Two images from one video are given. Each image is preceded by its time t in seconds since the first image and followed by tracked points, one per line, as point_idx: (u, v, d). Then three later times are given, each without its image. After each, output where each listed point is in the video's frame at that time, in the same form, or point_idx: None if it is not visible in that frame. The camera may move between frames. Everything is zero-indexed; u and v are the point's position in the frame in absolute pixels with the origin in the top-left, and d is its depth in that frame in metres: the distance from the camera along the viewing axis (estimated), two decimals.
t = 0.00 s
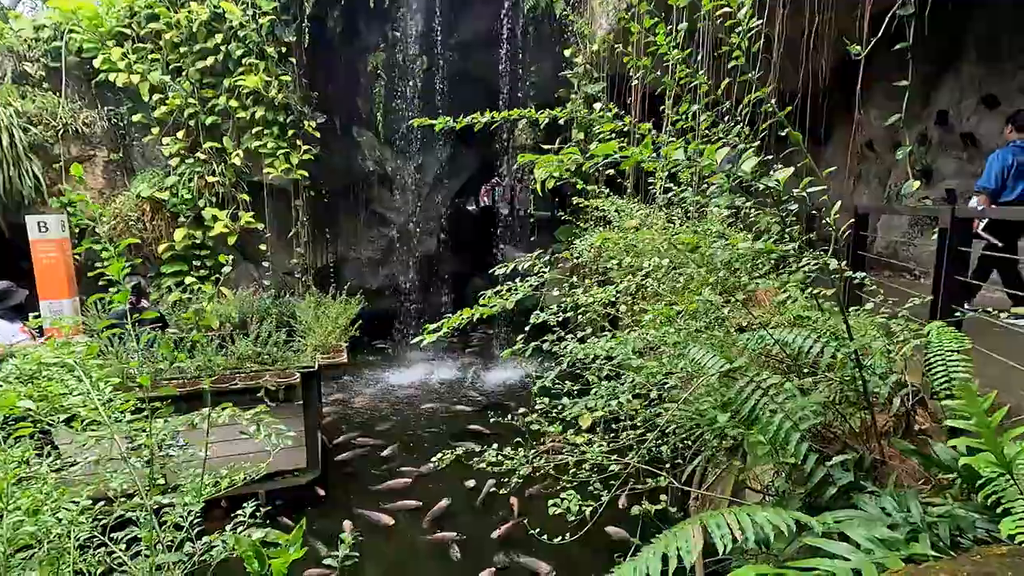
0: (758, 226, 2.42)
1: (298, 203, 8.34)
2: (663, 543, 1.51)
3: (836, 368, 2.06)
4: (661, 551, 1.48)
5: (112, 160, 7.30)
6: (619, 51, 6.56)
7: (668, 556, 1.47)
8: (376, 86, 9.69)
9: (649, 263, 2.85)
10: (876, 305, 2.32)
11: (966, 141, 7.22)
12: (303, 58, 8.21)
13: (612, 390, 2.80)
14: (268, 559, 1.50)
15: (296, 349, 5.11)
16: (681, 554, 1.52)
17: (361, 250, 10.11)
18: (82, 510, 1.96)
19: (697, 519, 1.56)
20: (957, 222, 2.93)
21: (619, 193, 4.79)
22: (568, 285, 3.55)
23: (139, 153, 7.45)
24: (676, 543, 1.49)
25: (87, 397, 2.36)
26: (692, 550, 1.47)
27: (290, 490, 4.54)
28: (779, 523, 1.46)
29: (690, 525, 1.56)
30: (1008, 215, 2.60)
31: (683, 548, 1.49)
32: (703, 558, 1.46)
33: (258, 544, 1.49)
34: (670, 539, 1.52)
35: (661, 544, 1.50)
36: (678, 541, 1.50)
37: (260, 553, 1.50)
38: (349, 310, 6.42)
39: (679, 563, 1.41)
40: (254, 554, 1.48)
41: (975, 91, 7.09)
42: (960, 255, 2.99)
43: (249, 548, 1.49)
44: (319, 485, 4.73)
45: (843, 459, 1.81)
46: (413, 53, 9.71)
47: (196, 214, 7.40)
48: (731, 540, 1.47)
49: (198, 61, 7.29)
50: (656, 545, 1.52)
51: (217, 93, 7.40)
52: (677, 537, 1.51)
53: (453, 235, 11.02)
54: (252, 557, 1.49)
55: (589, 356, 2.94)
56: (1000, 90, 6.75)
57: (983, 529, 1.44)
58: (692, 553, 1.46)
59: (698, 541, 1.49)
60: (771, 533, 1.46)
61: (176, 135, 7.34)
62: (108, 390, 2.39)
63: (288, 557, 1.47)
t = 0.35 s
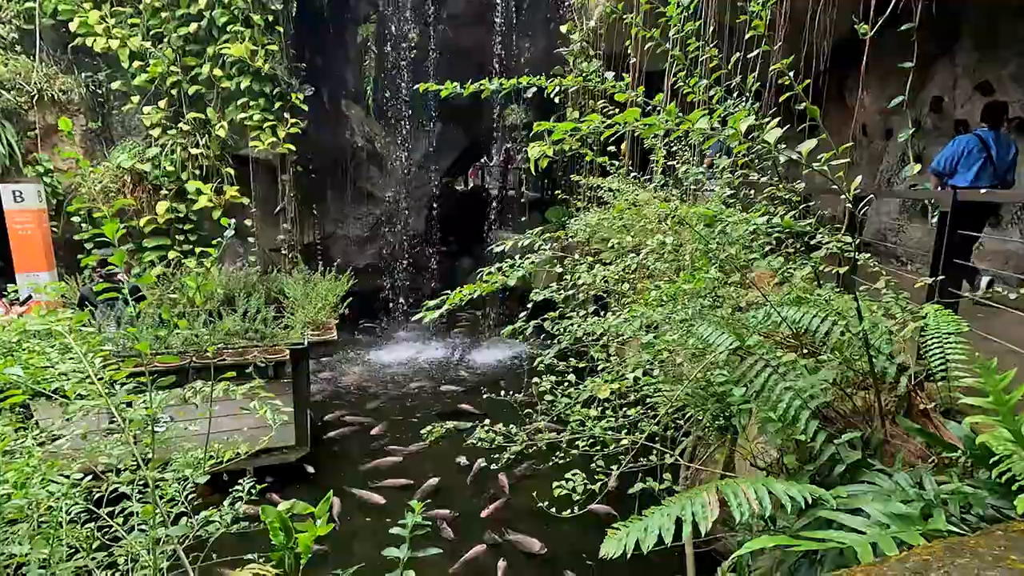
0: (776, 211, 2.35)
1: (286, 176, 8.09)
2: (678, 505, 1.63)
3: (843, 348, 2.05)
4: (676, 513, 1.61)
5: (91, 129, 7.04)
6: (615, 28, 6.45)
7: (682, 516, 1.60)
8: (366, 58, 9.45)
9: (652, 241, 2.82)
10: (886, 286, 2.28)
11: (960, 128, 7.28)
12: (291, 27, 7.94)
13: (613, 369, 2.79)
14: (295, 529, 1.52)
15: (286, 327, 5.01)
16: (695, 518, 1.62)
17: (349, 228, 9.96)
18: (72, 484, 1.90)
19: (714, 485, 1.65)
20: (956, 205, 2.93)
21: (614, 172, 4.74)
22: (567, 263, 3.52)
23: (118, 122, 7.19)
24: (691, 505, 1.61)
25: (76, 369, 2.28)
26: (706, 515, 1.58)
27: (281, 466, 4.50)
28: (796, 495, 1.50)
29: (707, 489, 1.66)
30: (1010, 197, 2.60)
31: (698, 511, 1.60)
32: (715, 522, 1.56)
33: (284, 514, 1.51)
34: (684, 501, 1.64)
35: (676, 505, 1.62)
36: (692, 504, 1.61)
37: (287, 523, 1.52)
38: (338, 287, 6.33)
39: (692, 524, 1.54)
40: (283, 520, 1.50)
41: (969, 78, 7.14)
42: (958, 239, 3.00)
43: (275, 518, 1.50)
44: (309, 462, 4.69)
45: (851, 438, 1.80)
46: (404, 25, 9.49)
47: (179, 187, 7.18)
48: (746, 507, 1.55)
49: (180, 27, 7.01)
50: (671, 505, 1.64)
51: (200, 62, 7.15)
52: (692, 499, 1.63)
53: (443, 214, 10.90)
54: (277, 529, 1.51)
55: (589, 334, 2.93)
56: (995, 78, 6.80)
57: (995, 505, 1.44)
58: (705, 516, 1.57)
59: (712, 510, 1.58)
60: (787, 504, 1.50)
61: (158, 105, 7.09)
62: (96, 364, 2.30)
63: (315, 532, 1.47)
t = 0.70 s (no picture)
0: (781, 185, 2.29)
1: (274, 147, 7.96)
2: (681, 475, 1.59)
3: (847, 329, 2.01)
4: (678, 482, 1.57)
5: (71, 94, 6.79)
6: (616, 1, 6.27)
7: (683, 485, 1.55)
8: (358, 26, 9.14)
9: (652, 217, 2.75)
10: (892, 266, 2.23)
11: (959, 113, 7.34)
12: None
13: (610, 346, 2.74)
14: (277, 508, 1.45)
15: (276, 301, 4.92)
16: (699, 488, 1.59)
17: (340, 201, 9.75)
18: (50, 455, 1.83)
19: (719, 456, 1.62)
20: (962, 186, 2.89)
21: (613, 148, 4.64)
22: (564, 239, 3.44)
23: (101, 87, 6.95)
24: (694, 475, 1.57)
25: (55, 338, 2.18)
26: (709, 485, 1.55)
27: (270, 440, 4.45)
28: (801, 472, 1.50)
29: (712, 460, 1.63)
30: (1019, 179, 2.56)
31: (701, 482, 1.57)
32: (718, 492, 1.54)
33: (264, 492, 1.43)
34: (688, 471, 1.60)
35: (680, 475, 1.59)
36: (696, 475, 1.57)
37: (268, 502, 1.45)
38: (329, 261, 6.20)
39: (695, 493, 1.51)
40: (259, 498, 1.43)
41: (971, 60, 7.09)
42: (961, 221, 2.97)
43: (255, 497, 1.43)
44: (299, 436, 4.65)
45: (854, 419, 1.77)
46: None
47: (164, 155, 6.96)
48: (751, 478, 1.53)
49: None
50: (674, 476, 1.60)
51: (185, 25, 6.87)
52: (696, 469, 1.59)
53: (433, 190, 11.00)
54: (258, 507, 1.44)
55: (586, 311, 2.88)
56: (998, 62, 6.78)
57: (1002, 490, 1.41)
58: (708, 486, 1.54)
59: (717, 480, 1.54)
60: (792, 480, 1.50)
61: (141, 69, 6.83)
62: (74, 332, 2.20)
63: (297, 509, 1.43)
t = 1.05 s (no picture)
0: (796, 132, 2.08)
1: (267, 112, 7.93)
2: (680, 458, 1.54)
3: (861, 307, 1.90)
4: (676, 466, 1.52)
5: (55, 50, 6.53)
6: None
7: (683, 471, 1.51)
8: None
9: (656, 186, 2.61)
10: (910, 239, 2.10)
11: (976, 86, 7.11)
12: None
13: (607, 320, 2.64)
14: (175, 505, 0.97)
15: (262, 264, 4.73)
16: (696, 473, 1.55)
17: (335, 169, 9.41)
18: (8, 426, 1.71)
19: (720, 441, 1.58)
20: (981, 159, 2.75)
21: (617, 115, 4.45)
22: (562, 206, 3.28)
23: (86, 44, 6.69)
24: (693, 460, 1.53)
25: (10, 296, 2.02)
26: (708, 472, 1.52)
27: (259, 411, 4.37)
28: (808, 458, 1.40)
29: (712, 445, 1.58)
30: None
31: (699, 468, 1.53)
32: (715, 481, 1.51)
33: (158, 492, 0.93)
34: (687, 454, 1.55)
35: (678, 458, 1.54)
36: (695, 460, 1.54)
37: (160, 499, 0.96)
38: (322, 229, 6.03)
39: (691, 480, 1.47)
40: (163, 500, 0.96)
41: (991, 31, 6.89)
42: (979, 196, 2.83)
43: (144, 497, 0.93)
44: (289, 406, 4.58)
45: (865, 401, 1.67)
46: None
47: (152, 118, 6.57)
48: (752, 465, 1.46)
49: None
50: (673, 457, 1.55)
51: None
52: (695, 454, 1.55)
53: (431, 160, 10.54)
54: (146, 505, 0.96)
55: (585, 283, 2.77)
56: None
57: None
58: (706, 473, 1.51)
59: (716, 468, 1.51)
60: (800, 465, 1.40)
61: (126, 25, 6.52)
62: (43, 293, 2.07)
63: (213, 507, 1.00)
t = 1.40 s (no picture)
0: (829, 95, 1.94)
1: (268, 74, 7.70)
2: (701, 444, 1.49)
3: (891, 281, 1.78)
4: (698, 453, 1.47)
5: (50, 7, 6.31)
6: None
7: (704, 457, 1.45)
8: None
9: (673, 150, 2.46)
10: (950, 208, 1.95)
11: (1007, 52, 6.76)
12: None
13: (618, 289, 2.53)
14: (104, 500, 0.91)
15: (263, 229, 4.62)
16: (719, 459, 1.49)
17: (339, 135, 9.34)
18: None
19: (744, 425, 1.52)
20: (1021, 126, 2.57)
21: (631, 78, 4.24)
22: (572, 172, 3.14)
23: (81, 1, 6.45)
24: (715, 444, 1.47)
25: None
26: (732, 455, 1.46)
27: (261, 377, 4.33)
28: (838, 439, 1.35)
29: (736, 429, 1.53)
30: None
31: (722, 451, 1.47)
32: (742, 462, 1.44)
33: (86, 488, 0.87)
34: (709, 439, 1.50)
35: (699, 445, 1.49)
36: (717, 443, 1.48)
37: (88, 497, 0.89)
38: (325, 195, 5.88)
39: (715, 463, 1.41)
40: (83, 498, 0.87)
41: None
42: (1015, 166, 2.67)
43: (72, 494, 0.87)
44: (292, 374, 4.53)
45: (896, 379, 1.58)
46: None
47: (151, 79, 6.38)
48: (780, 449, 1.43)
49: None
50: (693, 444, 1.50)
51: None
52: (717, 438, 1.50)
53: (436, 128, 10.15)
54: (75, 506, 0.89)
55: (596, 252, 2.65)
56: None
57: None
58: (730, 455, 1.45)
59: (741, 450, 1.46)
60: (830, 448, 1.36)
61: None
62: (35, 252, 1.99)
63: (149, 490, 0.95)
